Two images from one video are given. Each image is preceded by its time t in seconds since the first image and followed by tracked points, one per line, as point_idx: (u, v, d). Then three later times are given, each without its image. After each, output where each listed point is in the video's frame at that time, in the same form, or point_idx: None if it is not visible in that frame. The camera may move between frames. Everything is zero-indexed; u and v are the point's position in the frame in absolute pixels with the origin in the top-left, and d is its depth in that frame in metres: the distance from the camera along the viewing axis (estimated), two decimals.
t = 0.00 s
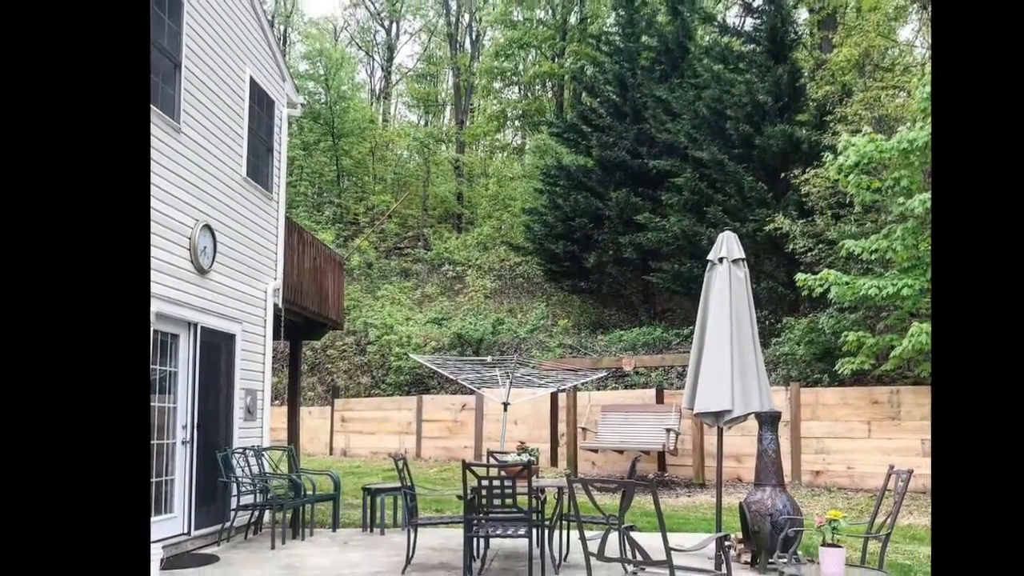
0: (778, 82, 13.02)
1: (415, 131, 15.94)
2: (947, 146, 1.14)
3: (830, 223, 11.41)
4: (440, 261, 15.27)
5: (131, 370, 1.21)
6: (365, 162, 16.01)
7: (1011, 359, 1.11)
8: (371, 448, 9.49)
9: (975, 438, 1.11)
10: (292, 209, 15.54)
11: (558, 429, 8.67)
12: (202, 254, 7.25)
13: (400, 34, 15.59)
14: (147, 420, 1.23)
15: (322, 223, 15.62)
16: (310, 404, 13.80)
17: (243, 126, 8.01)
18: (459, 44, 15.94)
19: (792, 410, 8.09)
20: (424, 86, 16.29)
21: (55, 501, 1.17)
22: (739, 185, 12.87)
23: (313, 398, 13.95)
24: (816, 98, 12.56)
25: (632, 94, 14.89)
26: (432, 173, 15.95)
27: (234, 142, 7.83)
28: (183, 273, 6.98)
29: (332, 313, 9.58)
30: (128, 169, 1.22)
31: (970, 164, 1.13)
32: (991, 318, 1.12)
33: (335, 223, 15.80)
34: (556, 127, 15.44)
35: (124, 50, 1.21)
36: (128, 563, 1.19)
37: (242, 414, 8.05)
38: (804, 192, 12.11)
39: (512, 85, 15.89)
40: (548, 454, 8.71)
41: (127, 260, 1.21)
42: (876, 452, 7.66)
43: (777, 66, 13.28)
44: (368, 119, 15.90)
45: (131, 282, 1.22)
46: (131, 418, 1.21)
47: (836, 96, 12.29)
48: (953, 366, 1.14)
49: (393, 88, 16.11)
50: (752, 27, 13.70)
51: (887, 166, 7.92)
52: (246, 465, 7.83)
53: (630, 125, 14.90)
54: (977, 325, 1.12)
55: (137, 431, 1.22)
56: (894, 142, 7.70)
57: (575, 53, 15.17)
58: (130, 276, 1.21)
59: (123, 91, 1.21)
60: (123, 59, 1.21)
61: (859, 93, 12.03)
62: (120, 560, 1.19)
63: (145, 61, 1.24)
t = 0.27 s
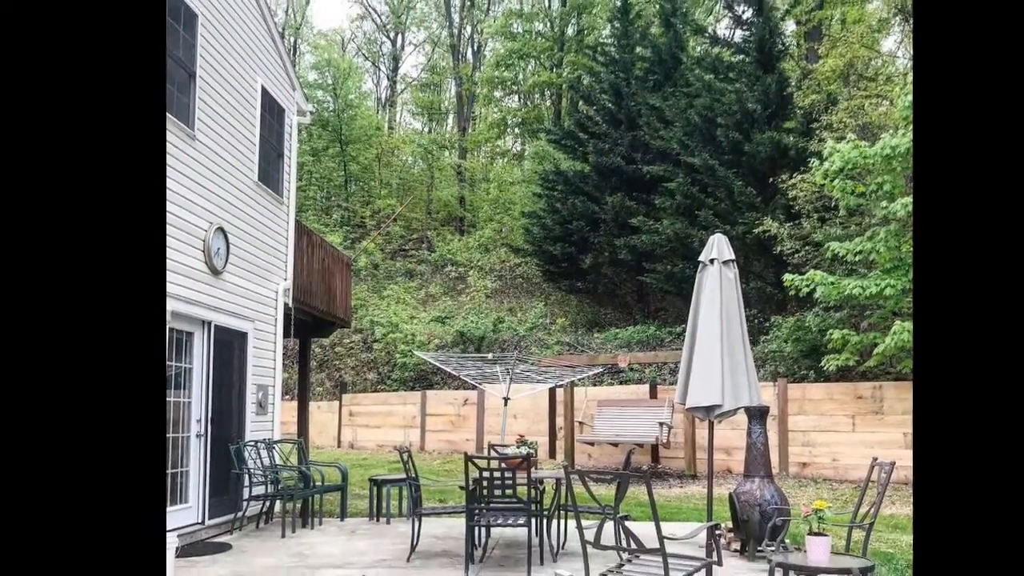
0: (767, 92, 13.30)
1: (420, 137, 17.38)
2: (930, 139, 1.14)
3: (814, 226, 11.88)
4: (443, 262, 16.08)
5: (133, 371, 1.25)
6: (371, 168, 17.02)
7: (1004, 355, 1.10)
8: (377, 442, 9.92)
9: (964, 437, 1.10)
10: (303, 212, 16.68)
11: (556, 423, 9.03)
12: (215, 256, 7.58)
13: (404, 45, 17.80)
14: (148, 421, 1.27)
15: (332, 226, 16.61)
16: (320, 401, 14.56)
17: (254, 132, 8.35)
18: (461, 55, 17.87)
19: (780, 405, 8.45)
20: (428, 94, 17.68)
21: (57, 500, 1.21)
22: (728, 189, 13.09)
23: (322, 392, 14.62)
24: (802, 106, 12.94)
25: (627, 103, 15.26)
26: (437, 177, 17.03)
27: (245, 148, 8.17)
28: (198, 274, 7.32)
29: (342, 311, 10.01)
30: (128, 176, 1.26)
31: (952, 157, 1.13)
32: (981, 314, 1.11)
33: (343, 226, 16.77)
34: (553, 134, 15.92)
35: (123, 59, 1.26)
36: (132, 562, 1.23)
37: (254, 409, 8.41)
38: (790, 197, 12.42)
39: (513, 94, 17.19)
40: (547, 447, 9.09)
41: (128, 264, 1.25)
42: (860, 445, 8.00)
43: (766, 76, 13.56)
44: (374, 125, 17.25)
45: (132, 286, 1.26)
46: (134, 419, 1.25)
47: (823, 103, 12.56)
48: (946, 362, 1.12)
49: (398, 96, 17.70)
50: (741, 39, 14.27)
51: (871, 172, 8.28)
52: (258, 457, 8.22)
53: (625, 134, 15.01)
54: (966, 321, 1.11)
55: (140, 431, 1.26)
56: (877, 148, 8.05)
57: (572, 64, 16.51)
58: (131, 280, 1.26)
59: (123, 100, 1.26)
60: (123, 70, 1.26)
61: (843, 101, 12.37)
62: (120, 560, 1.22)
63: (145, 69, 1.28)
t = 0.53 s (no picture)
0: (755, 100, 13.70)
1: (422, 145, 17.88)
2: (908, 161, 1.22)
3: (801, 228, 12.33)
4: (446, 263, 16.59)
5: (140, 375, 1.30)
6: (378, 174, 17.71)
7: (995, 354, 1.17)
8: (382, 434, 10.36)
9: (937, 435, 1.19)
10: (312, 216, 17.30)
11: (553, 416, 9.40)
12: (229, 257, 7.95)
13: (410, 57, 18.32)
14: (157, 426, 1.32)
15: (340, 228, 17.31)
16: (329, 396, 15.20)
17: (266, 141, 8.75)
18: (464, 65, 18.24)
19: (767, 399, 8.86)
20: (432, 103, 18.19)
21: (61, 500, 1.23)
22: (719, 194, 13.47)
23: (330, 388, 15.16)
24: (790, 114, 13.31)
25: (622, 111, 15.55)
26: (440, 183, 17.57)
27: (257, 155, 8.55)
28: (213, 275, 7.68)
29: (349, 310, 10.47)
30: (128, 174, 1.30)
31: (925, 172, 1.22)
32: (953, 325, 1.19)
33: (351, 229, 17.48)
34: (552, 142, 16.16)
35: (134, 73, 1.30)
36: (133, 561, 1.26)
37: (265, 403, 8.80)
38: (777, 202, 12.89)
39: (513, 103, 17.54)
40: (545, 440, 9.49)
41: (140, 273, 1.31)
42: (844, 438, 8.39)
43: (754, 85, 13.91)
44: (379, 132, 17.89)
45: (145, 293, 1.31)
46: (144, 422, 1.30)
47: (810, 113, 13.03)
48: (912, 373, 1.21)
49: (403, 106, 18.20)
50: (731, 51, 14.52)
51: (855, 177, 8.65)
52: (269, 450, 8.61)
53: (620, 141, 15.46)
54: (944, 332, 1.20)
55: (151, 434, 1.31)
56: (861, 153, 8.41)
57: (570, 74, 16.78)
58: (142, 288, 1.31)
59: (139, 116, 1.32)
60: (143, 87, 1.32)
61: (828, 109, 12.83)
62: (119, 560, 1.25)
63: (156, 84, 1.34)
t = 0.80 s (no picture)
0: (743, 111, 14.26)
1: (427, 152, 18.24)
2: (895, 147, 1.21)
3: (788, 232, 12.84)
4: (450, 265, 17.00)
5: (139, 366, 1.27)
6: (384, 179, 18.10)
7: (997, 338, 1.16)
8: (388, 428, 10.73)
9: (933, 444, 1.17)
10: (321, 219, 17.73)
11: (550, 410, 9.91)
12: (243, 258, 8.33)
13: (414, 67, 18.77)
14: (159, 420, 1.28)
15: (348, 231, 17.73)
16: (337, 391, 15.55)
17: (277, 148, 9.17)
18: (466, 75, 18.68)
19: (755, 394, 9.25)
20: (436, 112, 18.62)
21: (59, 502, 1.23)
22: (709, 199, 14.04)
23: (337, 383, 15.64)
24: (776, 122, 13.98)
25: (617, 120, 16.01)
26: (443, 188, 17.98)
27: (269, 161, 8.97)
28: (228, 275, 8.08)
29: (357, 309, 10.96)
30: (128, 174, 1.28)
31: (933, 151, 1.20)
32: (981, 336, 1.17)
33: (358, 231, 17.88)
34: (549, 148, 16.62)
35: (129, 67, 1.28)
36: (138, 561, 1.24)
37: (277, 398, 9.25)
38: (764, 206, 13.44)
39: (513, 112, 17.96)
40: (544, 433, 9.93)
41: (126, 301, 1.27)
42: (827, 430, 8.81)
43: (742, 95, 14.49)
44: (386, 139, 18.30)
45: (146, 280, 1.28)
46: (143, 415, 1.27)
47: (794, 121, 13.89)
48: (893, 366, 1.20)
49: (408, 115, 18.60)
50: (721, 62, 15.12)
51: (839, 182, 9.10)
52: (281, 443, 9.03)
53: (614, 147, 15.93)
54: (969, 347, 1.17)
55: (153, 429, 1.27)
56: (844, 159, 8.84)
57: (567, 85, 17.26)
58: (138, 276, 1.28)
59: (136, 104, 1.29)
60: (154, 87, 1.30)
61: (812, 119, 13.58)
62: (120, 560, 1.24)
63: (160, 72, 1.31)
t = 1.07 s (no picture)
0: (731, 119, 14.83)
1: (431, 159, 18.70)
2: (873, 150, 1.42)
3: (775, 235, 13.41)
4: (453, 266, 17.51)
5: (143, 385, 1.43)
6: (391, 184, 18.58)
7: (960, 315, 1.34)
8: (394, 421, 11.21)
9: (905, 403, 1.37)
10: (331, 222, 18.33)
11: (548, 404, 10.45)
12: (256, 259, 8.79)
13: (419, 78, 19.02)
14: (170, 430, 1.45)
15: (357, 234, 18.23)
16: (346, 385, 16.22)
17: (289, 155, 9.66)
18: (469, 86, 18.90)
19: (742, 388, 9.72)
20: (439, 121, 18.90)
21: (64, 506, 1.39)
22: (699, 204, 14.64)
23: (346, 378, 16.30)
24: (763, 131, 14.54)
25: (612, 128, 16.56)
26: (447, 193, 18.41)
27: (281, 167, 9.45)
28: (243, 276, 8.53)
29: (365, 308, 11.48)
30: (133, 212, 1.44)
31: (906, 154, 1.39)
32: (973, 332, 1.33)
33: (365, 234, 18.39)
34: (547, 155, 17.12)
35: (134, 117, 1.45)
36: (140, 562, 1.42)
37: (289, 392, 9.74)
38: (752, 210, 14.04)
39: (513, 120, 18.37)
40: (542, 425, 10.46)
41: (130, 327, 1.43)
42: (811, 423, 9.30)
43: (731, 104, 15.01)
44: (392, 147, 18.71)
45: (145, 326, 1.44)
46: (148, 428, 1.43)
47: (781, 130, 14.49)
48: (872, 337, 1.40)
49: (413, 123, 18.95)
50: (710, 73, 15.54)
51: (822, 187, 9.60)
52: (293, 435, 9.53)
53: (609, 154, 16.43)
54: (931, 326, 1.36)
55: (158, 441, 1.44)
56: (827, 166, 9.36)
57: (565, 95, 17.66)
58: (147, 354, 1.44)
59: (139, 150, 1.45)
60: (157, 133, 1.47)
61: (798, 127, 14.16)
62: (120, 558, 1.41)
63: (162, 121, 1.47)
